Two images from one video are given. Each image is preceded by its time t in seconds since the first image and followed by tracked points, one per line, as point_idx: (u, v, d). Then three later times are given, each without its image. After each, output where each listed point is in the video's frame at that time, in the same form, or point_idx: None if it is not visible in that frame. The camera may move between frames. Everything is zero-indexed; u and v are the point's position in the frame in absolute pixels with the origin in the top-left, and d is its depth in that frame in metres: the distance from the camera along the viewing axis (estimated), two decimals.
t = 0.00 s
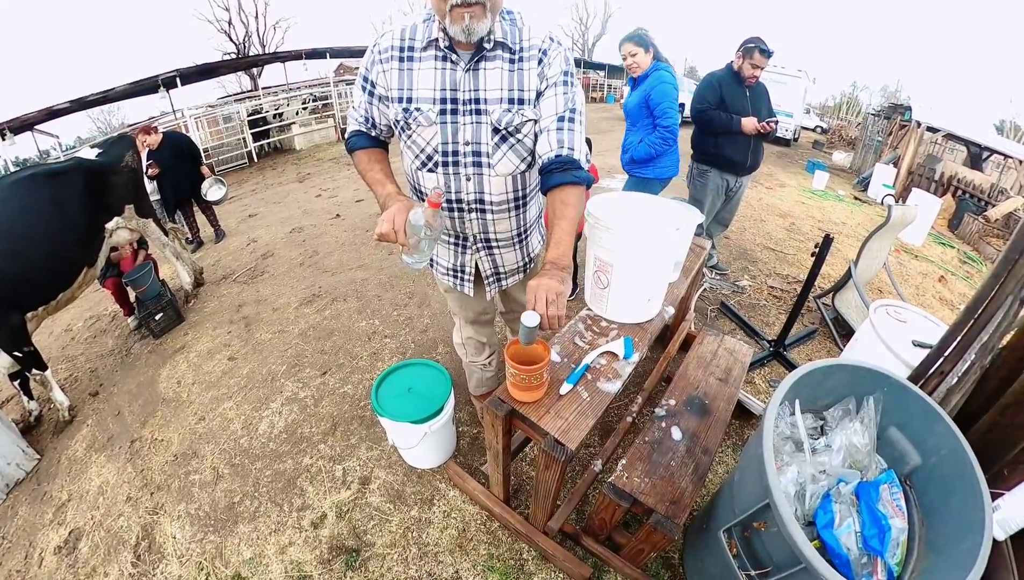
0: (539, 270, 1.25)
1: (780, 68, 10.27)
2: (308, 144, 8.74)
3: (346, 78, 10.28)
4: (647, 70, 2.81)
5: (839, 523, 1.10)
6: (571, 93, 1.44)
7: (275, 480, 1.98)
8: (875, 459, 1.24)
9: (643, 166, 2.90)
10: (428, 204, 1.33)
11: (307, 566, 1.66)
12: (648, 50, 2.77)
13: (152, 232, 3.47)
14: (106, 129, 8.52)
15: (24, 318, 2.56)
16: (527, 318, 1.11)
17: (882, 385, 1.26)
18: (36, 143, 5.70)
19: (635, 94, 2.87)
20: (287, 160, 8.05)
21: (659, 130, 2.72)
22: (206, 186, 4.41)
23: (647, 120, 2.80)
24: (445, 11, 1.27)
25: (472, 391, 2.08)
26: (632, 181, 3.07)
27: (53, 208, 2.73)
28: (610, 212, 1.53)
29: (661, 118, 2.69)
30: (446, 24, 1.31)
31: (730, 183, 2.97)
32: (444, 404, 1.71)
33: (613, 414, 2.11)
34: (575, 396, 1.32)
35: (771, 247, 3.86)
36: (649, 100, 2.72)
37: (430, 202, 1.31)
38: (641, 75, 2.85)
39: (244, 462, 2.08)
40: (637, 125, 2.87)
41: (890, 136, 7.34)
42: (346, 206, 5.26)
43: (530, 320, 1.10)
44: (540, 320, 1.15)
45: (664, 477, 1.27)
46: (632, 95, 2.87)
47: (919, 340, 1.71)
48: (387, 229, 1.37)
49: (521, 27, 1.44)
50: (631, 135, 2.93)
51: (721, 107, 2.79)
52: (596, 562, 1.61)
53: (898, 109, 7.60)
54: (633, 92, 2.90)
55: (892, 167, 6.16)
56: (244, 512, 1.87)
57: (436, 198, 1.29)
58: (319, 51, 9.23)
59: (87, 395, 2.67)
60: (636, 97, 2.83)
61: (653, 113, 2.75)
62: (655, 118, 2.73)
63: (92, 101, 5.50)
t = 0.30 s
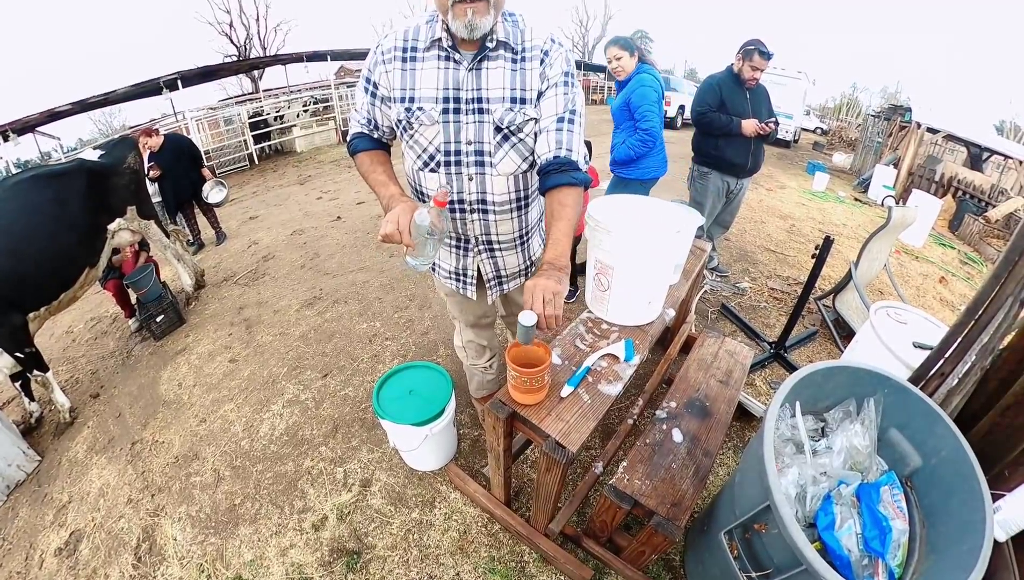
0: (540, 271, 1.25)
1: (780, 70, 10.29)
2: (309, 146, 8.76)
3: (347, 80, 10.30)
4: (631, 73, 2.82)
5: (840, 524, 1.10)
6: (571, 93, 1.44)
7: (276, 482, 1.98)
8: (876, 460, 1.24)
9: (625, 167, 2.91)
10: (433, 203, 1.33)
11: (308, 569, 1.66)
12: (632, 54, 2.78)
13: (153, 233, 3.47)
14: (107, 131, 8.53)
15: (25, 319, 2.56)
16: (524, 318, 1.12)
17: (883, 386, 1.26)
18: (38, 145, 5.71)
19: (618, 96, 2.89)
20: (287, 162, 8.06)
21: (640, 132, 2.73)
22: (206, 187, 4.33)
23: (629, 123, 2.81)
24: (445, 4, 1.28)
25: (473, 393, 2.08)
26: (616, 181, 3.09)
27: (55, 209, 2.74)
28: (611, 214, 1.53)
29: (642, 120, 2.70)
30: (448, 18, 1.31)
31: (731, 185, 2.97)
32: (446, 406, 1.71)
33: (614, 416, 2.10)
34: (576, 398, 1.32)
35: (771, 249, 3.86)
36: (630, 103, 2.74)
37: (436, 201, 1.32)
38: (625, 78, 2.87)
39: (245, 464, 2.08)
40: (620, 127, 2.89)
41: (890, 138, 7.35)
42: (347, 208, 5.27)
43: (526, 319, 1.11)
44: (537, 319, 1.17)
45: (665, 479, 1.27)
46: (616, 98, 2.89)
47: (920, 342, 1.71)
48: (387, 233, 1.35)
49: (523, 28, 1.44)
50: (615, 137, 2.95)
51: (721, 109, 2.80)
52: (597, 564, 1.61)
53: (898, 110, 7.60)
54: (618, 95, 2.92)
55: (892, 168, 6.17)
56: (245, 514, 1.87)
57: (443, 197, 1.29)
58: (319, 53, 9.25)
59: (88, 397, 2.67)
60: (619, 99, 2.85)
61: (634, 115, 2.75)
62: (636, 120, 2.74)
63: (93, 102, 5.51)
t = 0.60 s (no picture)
0: (542, 271, 1.26)
1: (781, 70, 10.28)
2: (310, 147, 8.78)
3: (349, 81, 10.31)
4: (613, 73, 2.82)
5: (843, 525, 1.09)
6: (575, 93, 1.46)
7: (278, 483, 1.98)
8: (879, 460, 1.24)
9: (604, 168, 2.91)
10: (443, 199, 1.33)
11: (311, 569, 1.67)
12: (617, 54, 2.77)
13: (156, 234, 3.48)
14: (110, 132, 8.57)
15: (29, 319, 2.57)
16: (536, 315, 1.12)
17: (885, 386, 1.26)
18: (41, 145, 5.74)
19: (600, 97, 2.89)
20: (289, 163, 8.08)
21: (620, 134, 2.74)
22: (209, 189, 4.33)
23: (608, 123, 2.82)
24: (462, 15, 1.27)
25: (475, 394, 2.08)
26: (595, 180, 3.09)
27: (58, 210, 2.75)
28: (614, 215, 1.53)
29: (622, 122, 2.71)
30: (459, 28, 1.32)
31: (733, 185, 2.96)
32: (448, 407, 1.71)
33: (616, 417, 2.10)
34: (578, 399, 1.32)
35: (773, 249, 3.86)
36: (611, 104, 2.75)
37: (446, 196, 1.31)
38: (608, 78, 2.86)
39: (248, 464, 2.09)
40: (600, 128, 2.89)
41: (892, 138, 7.33)
42: (349, 209, 5.28)
43: (537, 316, 1.11)
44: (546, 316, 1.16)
45: (667, 480, 1.27)
46: (597, 97, 2.88)
47: (923, 342, 1.70)
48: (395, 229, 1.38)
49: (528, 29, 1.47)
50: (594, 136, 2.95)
51: (722, 109, 2.80)
52: (599, 565, 1.60)
53: (901, 110, 7.59)
54: (599, 94, 2.92)
55: (894, 168, 6.16)
56: (247, 514, 1.87)
57: (453, 192, 1.29)
58: (321, 54, 9.27)
59: (90, 397, 2.68)
60: (601, 100, 2.85)
61: (614, 116, 2.76)
62: (616, 121, 2.75)
63: (96, 103, 5.53)
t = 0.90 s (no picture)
0: (542, 271, 1.26)
1: (781, 72, 10.31)
2: (311, 149, 8.80)
3: (350, 84, 10.34)
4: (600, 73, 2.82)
5: (843, 526, 1.09)
6: (577, 99, 1.49)
7: (278, 485, 1.98)
8: (879, 462, 1.24)
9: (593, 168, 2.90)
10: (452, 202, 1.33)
11: (311, 571, 1.67)
12: (606, 55, 2.78)
13: (157, 235, 3.49)
14: (111, 134, 8.59)
15: (30, 320, 2.57)
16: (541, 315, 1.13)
17: (885, 389, 1.26)
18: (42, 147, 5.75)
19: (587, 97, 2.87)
20: (290, 166, 8.09)
21: (610, 134, 2.75)
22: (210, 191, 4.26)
23: (597, 123, 2.81)
24: (472, 21, 1.29)
25: (475, 396, 2.08)
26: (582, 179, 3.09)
27: (60, 210, 2.75)
28: (615, 218, 1.53)
29: (613, 123, 2.73)
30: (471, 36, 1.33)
31: (732, 187, 2.97)
32: (449, 409, 1.72)
33: (616, 419, 2.10)
34: (579, 401, 1.32)
35: (773, 251, 3.86)
36: (601, 104, 2.74)
37: (455, 200, 1.31)
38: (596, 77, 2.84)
39: (248, 466, 2.09)
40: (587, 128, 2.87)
41: (892, 139, 7.35)
42: (350, 212, 5.28)
43: (542, 313, 1.12)
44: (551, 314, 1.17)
45: (668, 482, 1.27)
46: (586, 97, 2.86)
47: (923, 343, 1.70)
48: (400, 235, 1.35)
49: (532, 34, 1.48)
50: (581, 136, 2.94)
51: (721, 110, 2.80)
52: (599, 567, 1.60)
53: (900, 111, 7.60)
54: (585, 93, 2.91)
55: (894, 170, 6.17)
56: (248, 516, 1.88)
57: (462, 195, 1.29)
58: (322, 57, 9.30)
59: (91, 399, 2.68)
60: (589, 100, 2.83)
61: (604, 116, 2.76)
62: (606, 121, 2.75)
63: (97, 105, 5.54)
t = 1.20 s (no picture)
0: (542, 274, 1.27)
1: (780, 77, 10.36)
2: (313, 154, 8.83)
3: (351, 89, 10.39)
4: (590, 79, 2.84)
5: (843, 532, 1.10)
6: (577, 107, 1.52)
7: (279, 489, 1.98)
8: (878, 467, 1.24)
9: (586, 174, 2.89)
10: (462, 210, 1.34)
11: (311, 576, 1.66)
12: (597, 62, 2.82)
13: (160, 238, 3.50)
14: (114, 138, 8.62)
15: (33, 322, 2.58)
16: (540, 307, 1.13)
17: (884, 394, 1.26)
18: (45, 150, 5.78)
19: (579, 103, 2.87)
20: (291, 170, 8.12)
21: (604, 138, 2.77)
22: (211, 195, 4.31)
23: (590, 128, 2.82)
24: (503, 36, 1.27)
25: (476, 402, 2.08)
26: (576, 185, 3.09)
27: (64, 213, 2.76)
28: (614, 225, 1.53)
29: (605, 129, 2.74)
30: (499, 51, 1.33)
31: (732, 193, 2.97)
32: (450, 414, 1.72)
33: (616, 425, 2.10)
34: (579, 407, 1.32)
35: (773, 256, 3.87)
36: (593, 110, 2.75)
37: (464, 207, 1.32)
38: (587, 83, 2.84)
39: (248, 471, 2.09)
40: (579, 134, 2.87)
41: (891, 144, 7.36)
42: (351, 216, 5.30)
43: (545, 303, 1.13)
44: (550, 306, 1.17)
45: (668, 488, 1.27)
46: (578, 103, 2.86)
47: (922, 348, 1.70)
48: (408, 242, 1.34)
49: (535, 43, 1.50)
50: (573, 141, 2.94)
51: (719, 116, 2.81)
52: (600, 573, 1.60)
53: (900, 116, 7.63)
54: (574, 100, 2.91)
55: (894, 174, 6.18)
56: (248, 520, 1.88)
57: (472, 202, 1.30)
58: (324, 62, 9.35)
59: (91, 402, 2.68)
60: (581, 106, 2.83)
61: (596, 122, 2.77)
62: (598, 128, 2.76)
63: (100, 108, 5.57)
